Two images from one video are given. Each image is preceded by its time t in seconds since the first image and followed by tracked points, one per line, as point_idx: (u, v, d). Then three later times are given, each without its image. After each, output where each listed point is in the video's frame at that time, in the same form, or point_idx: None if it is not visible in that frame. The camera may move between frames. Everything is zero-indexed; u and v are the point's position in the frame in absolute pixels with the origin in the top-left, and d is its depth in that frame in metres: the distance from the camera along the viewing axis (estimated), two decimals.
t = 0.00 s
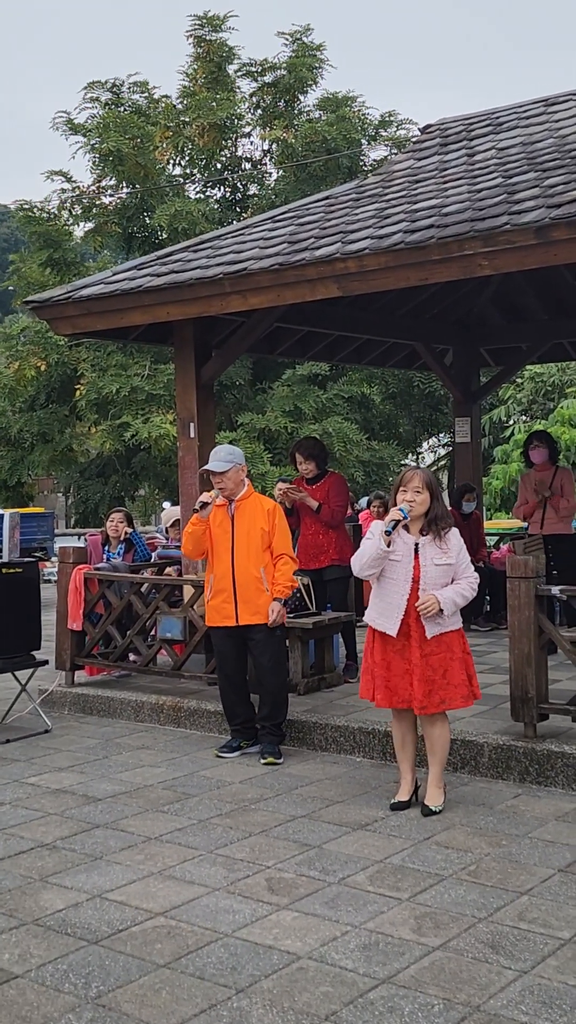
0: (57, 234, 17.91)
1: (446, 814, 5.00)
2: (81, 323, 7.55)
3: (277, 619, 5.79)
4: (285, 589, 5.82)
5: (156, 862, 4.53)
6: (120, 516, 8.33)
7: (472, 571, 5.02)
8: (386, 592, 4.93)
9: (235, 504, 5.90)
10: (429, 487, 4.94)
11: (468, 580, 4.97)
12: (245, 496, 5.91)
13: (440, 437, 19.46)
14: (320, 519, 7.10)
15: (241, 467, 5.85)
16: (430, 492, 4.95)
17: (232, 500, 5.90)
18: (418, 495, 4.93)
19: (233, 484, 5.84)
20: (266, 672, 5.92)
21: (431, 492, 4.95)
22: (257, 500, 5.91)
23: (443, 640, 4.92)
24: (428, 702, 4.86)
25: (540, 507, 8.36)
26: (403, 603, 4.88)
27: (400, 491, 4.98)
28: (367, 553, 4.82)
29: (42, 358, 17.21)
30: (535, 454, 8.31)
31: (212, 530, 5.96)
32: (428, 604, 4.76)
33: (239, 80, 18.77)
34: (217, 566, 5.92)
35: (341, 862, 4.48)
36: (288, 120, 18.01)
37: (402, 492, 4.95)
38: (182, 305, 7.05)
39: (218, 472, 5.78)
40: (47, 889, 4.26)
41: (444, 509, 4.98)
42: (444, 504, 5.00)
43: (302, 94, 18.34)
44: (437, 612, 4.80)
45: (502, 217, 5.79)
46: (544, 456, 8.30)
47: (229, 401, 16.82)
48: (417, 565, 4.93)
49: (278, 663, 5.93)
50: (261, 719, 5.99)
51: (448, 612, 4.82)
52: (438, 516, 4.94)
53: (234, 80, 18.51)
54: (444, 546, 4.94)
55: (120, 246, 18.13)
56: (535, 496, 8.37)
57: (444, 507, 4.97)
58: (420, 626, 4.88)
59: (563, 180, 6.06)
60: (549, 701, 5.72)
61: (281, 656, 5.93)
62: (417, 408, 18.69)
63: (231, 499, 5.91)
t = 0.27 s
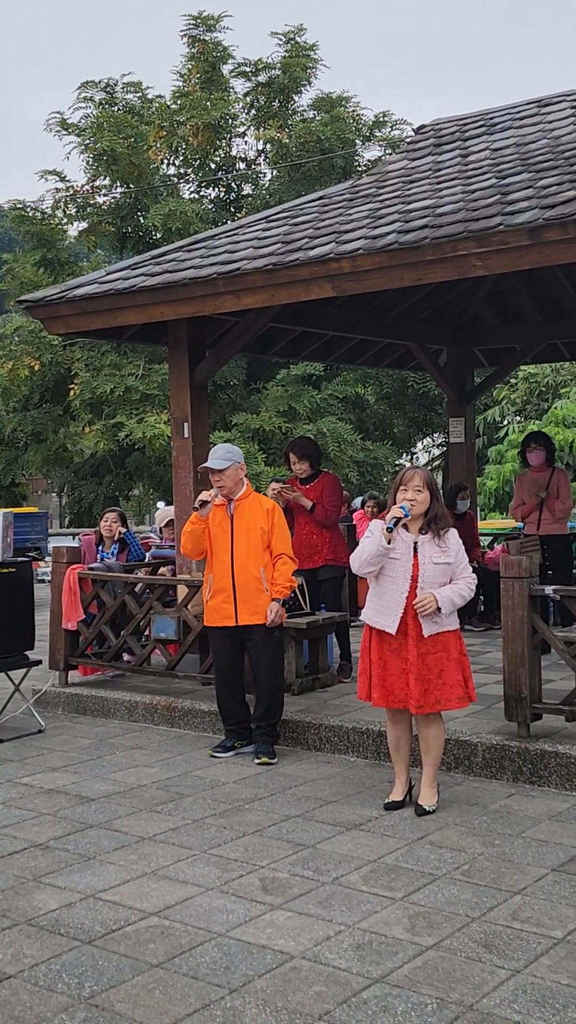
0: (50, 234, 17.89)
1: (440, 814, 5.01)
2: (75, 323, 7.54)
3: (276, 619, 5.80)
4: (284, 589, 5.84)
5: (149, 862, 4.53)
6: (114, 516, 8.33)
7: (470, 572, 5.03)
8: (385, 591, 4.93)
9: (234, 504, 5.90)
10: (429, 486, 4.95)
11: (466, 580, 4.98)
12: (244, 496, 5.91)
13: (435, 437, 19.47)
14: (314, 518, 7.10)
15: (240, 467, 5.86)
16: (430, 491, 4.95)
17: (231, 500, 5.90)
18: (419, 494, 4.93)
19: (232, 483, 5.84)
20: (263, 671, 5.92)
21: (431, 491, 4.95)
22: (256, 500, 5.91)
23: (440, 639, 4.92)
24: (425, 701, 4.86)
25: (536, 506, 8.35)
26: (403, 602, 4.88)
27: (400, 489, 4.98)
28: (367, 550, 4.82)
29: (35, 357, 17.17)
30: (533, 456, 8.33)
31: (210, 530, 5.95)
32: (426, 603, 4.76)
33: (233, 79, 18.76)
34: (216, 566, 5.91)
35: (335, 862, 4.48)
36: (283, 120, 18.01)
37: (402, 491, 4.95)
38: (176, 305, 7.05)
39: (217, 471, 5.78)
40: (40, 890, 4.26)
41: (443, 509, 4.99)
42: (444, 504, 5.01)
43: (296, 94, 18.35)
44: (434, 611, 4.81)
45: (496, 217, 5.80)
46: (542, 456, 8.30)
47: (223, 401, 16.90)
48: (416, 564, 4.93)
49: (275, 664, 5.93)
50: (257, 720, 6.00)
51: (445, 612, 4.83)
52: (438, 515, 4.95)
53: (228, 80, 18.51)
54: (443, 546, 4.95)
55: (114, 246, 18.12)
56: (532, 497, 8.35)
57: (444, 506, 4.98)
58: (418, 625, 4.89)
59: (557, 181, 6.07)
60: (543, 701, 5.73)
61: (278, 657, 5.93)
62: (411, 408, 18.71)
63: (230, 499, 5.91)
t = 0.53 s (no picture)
0: (44, 232, 17.87)
1: (435, 813, 5.01)
2: (69, 322, 7.53)
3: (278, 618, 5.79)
4: (286, 589, 5.82)
5: (145, 860, 4.53)
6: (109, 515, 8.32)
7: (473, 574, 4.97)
8: (381, 588, 4.95)
9: (236, 504, 5.90)
10: (430, 486, 4.90)
11: (466, 582, 4.93)
12: (247, 496, 5.92)
13: (430, 436, 19.51)
14: (308, 517, 7.11)
15: (243, 466, 5.84)
16: (432, 491, 4.90)
17: (233, 500, 5.91)
18: (418, 495, 4.89)
19: (235, 483, 5.82)
20: (262, 671, 5.91)
21: (432, 491, 4.90)
22: (259, 500, 5.91)
23: (434, 639, 4.90)
24: (416, 700, 4.87)
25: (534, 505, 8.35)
26: (396, 600, 4.89)
27: (403, 488, 4.96)
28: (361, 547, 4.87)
29: (29, 356, 17.04)
30: (532, 455, 8.32)
31: (212, 529, 5.96)
32: (420, 604, 4.76)
33: (227, 78, 18.76)
34: (218, 566, 5.91)
35: (331, 860, 4.48)
36: (277, 118, 18.01)
37: (403, 490, 4.93)
38: (171, 303, 7.04)
39: (220, 471, 5.77)
40: (36, 889, 4.26)
41: (446, 509, 4.93)
42: (448, 503, 4.95)
43: (290, 93, 18.34)
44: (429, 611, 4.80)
45: (491, 215, 5.80)
46: (540, 455, 8.28)
47: (217, 400, 16.93)
48: (413, 563, 4.92)
49: (274, 665, 5.92)
50: (254, 719, 6.00)
51: (440, 613, 4.80)
52: (438, 516, 4.90)
53: (223, 78, 18.49)
54: (442, 547, 4.91)
55: (108, 245, 18.11)
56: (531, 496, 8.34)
57: (447, 507, 4.92)
58: (411, 625, 4.89)
59: (552, 179, 6.07)
60: (538, 699, 5.74)
61: (277, 657, 5.91)
62: (406, 406, 18.73)
63: (232, 498, 5.90)
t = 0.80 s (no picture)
0: (38, 230, 17.85)
1: (431, 809, 5.02)
2: (64, 320, 7.52)
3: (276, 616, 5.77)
4: (287, 588, 5.80)
5: (142, 858, 4.52)
6: (104, 513, 8.32)
7: (467, 575, 4.90)
8: (372, 586, 5.03)
9: (240, 502, 5.90)
10: (417, 486, 4.88)
11: (457, 581, 4.86)
12: (251, 495, 5.90)
13: (425, 432, 19.52)
14: (304, 515, 7.10)
15: (248, 464, 5.83)
16: (420, 491, 4.89)
17: (237, 498, 5.90)
18: (404, 494, 4.91)
19: (239, 481, 5.82)
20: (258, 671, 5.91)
21: (420, 491, 4.89)
22: (262, 499, 5.90)
23: (421, 639, 4.89)
24: (397, 699, 4.89)
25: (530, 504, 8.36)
26: (380, 599, 4.94)
27: (394, 487, 4.98)
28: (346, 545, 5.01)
29: (24, 355, 17.06)
30: (531, 452, 8.35)
31: (215, 527, 5.98)
32: (397, 603, 4.77)
33: (220, 75, 18.74)
34: (219, 564, 5.92)
35: (328, 857, 4.48)
36: (271, 115, 18.00)
37: (393, 489, 4.96)
38: (165, 301, 7.03)
39: (223, 468, 5.76)
40: (33, 887, 4.25)
41: (437, 509, 4.90)
42: (441, 503, 4.91)
43: (284, 89, 18.33)
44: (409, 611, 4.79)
45: (486, 212, 5.80)
46: (539, 454, 8.35)
47: (212, 397, 16.92)
48: (399, 562, 4.96)
49: (273, 666, 5.90)
50: (251, 717, 5.99)
51: (421, 614, 4.78)
52: (426, 515, 4.89)
53: (216, 75, 18.48)
54: (429, 546, 4.90)
55: (103, 242, 18.08)
56: (527, 495, 8.33)
57: (437, 506, 4.89)
58: (394, 624, 4.91)
59: (546, 176, 6.07)
60: (534, 695, 5.74)
61: (277, 659, 5.89)
62: (401, 403, 18.74)
63: (236, 497, 5.90)
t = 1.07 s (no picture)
0: (32, 228, 17.81)
1: (428, 804, 5.02)
2: (58, 316, 7.50)
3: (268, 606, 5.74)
4: (283, 582, 5.77)
5: (139, 855, 4.52)
6: (99, 510, 8.33)
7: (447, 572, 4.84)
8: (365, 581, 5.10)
9: (240, 498, 5.89)
10: (395, 482, 4.89)
11: (433, 577, 4.82)
12: (251, 490, 5.88)
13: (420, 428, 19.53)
14: (299, 511, 7.10)
15: (249, 460, 5.82)
16: (399, 486, 4.90)
17: (237, 493, 5.89)
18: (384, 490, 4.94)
19: (240, 476, 5.81)
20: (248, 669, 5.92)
21: (399, 487, 4.90)
22: (263, 495, 5.88)
23: (403, 636, 4.90)
24: (378, 692, 4.94)
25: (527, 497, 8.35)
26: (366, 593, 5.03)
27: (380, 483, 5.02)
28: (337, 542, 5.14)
29: (18, 352, 16.97)
30: (530, 445, 8.36)
31: (214, 521, 5.98)
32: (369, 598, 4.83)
33: (213, 70, 18.70)
34: (217, 558, 5.93)
35: (325, 852, 4.48)
36: (264, 110, 17.98)
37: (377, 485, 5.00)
38: (159, 297, 7.02)
39: (223, 463, 5.76)
40: (30, 884, 4.25)
41: (416, 505, 4.89)
42: (422, 500, 4.90)
43: (277, 85, 18.30)
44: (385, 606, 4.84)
45: (479, 206, 5.79)
46: (537, 448, 8.35)
47: (207, 394, 16.90)
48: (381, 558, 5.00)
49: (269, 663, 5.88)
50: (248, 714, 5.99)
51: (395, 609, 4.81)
52: (405, 512, 4.90)
53: (209, 71, 18.45)
54: (408, 542, 4.90)
55: (96, 239, 18.05)
56: (524, 489, 8.34)
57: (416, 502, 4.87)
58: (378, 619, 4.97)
59: (539, 169, 6.07)
60: (530, 689, 5.75)
61: (273, 655, 5.88)
62: (395, 398, 18.74)
63: (236, 492, 5.90)
